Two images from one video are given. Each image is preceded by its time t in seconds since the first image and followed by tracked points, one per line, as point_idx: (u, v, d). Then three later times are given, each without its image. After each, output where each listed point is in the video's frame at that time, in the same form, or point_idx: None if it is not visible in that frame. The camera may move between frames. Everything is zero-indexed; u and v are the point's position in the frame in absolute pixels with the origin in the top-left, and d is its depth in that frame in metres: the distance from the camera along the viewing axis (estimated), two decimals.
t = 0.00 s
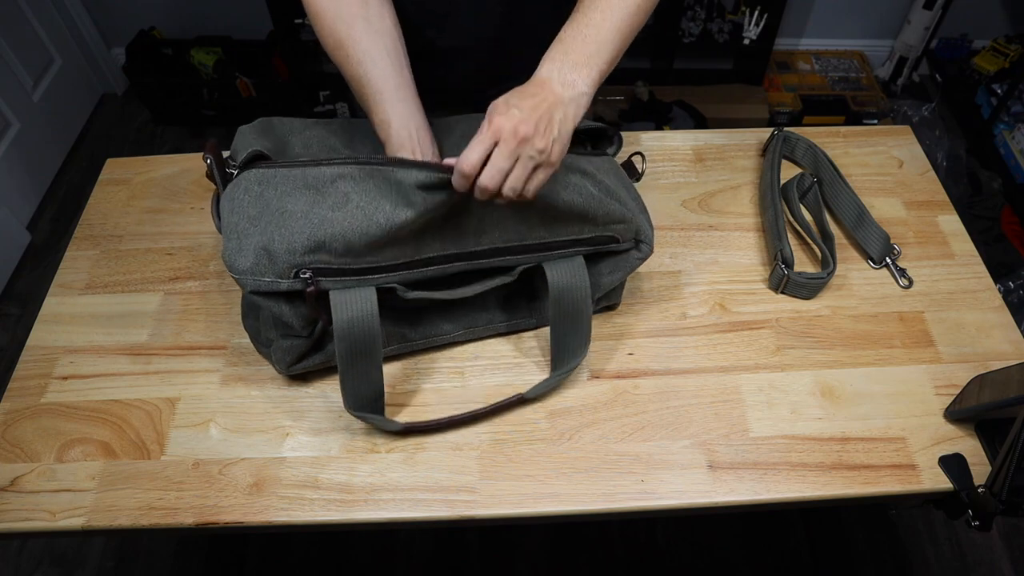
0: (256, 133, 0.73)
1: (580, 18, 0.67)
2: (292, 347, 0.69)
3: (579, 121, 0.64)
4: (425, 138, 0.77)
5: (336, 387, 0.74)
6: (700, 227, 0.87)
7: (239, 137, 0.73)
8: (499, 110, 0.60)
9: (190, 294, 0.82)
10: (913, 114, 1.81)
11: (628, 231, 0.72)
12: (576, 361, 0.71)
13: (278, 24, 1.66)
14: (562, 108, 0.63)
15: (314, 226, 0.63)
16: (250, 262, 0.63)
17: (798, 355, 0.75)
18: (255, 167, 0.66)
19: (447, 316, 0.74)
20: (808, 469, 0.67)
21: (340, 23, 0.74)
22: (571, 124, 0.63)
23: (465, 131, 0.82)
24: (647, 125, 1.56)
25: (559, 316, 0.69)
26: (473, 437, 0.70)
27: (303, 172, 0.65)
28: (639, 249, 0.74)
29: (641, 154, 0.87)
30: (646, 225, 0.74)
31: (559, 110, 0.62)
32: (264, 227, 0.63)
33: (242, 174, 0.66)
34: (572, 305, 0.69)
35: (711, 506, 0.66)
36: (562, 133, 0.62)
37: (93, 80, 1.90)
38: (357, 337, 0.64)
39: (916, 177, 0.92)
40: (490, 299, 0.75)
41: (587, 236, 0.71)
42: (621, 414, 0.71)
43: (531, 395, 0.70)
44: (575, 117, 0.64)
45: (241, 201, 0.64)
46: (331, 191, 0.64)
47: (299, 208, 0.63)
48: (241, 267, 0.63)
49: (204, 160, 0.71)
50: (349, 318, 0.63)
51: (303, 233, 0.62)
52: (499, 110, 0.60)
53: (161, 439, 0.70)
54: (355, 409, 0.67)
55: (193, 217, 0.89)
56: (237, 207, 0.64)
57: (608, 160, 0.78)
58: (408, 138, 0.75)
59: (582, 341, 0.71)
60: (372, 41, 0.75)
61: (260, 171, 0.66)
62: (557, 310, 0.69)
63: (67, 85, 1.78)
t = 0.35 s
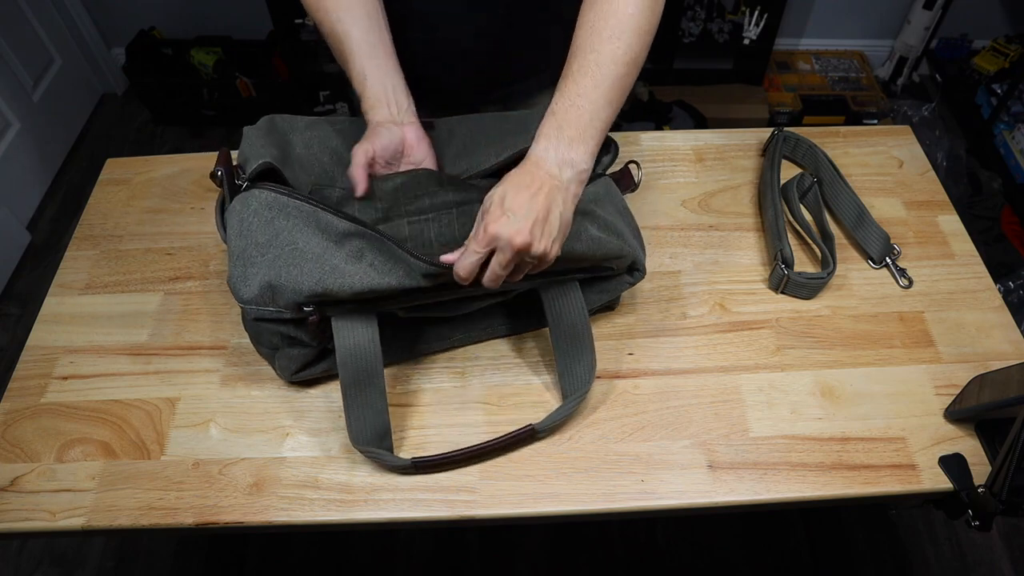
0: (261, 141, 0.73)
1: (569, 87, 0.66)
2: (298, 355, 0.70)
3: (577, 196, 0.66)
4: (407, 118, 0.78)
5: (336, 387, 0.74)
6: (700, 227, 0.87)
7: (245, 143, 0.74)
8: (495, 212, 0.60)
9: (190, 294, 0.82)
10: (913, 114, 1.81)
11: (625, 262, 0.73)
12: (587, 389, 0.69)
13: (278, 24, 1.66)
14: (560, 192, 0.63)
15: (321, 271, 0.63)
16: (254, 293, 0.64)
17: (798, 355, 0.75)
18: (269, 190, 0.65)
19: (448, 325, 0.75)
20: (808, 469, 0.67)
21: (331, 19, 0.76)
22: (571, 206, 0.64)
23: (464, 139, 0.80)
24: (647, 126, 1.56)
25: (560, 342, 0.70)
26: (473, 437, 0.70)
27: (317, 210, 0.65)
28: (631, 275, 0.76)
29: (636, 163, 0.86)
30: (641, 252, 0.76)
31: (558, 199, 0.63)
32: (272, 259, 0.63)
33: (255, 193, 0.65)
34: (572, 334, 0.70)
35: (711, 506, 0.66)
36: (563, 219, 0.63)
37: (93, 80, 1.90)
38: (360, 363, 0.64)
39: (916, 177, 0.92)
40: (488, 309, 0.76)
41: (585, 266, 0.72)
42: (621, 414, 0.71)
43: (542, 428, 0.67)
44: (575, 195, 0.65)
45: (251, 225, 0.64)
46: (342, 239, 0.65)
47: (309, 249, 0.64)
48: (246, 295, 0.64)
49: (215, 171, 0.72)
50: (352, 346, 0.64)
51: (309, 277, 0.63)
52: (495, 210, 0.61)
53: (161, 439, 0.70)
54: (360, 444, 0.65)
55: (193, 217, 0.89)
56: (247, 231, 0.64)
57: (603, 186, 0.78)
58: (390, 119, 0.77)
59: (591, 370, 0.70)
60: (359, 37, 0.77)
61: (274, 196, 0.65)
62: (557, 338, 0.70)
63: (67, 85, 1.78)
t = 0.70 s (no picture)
0: (263, 143, 0.73)
1: (564, 98, 0.65)
2: (299, 357, 0.70)
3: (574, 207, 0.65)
4: (366, 109, 0.79)
5: (336, 387, 0.74)
6: (700, 227, 0.87)
7: (246, 145, 0.73)
8: (490, 228, 0.60)
9: (190, 293, 0.82)
10: (912, 114, 1.81)
11: (624, 270, 0.73)
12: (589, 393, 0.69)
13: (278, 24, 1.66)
14: (556, 206, 0.63)
15: (325, 275, 0.63)
16: (257, 294, 0.64)
17: (798, 355, 0.75)
18: (271, 193, 0.65)
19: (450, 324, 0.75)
20: (808, 469, 0.67)
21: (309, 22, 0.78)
22: (568, 218, 0.64)
23: (464, 143, 0.81)
24: (647, 125, 1.56)
25: (560, 346, 0.70)
26: (473, 437, 0.70)
27: (319, 213, 0.64)
28: (630, 282, 0.76)
29: (637, 170, 0.86)
30: (639, 259, 0.76)
31: (553, 213, 0.62)
32: (275, 262, 0.63)
33: (257, 195, 0.65)
34: (572, 338, 0.70)
35: (711, 506, 0.66)
36: (560, 232, 0.63)
37: (93, 80, 1.90)
38: (360, 363, 0.65)
39: (916, 177, 0.92)
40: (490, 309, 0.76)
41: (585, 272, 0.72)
42: (621, 414, 0.71)
43: (543, 430, 0.67)
44: (572, 207, 0.65)
45: (253, 228, 0.64)
46: (345, 244, 0.64)
47: (312, 252, 0.63)
48: (248, 298, 0.64)
49: (216, 175, 0.72)
50: (353, 346, 0.65)
51: (313, 281, 0.63)
52: (490, 224, 0.61)
53: (161, 439, 0.70)
54: (359, 444, 0.65)
55: (193, 217, 0.89)
56: (250, 233, 0.64)
57: (604, 193, 0.78)
58: (348, 109, 0.78)
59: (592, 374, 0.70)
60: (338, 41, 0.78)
61: (276, 199, 0.65)
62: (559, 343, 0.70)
63: (67, 85, 1.78)
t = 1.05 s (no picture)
0: (263, 145, 0.73)
1: (559, 99, 0.63)
2: (299, 358, 0.70)
3: (571, 212, 0.64)
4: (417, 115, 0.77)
5: (336, 387, 0.74)
6: (700, 227, 0.87)
7: (246, 148, 0.74)
8: (483, 233, 0.60)
9: (190, 294, 0.82)
10: (912, 114, 1.81)
11: (625, 269, 0.73)
12: (588, 395, 0.69)
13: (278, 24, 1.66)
14: (552, 212, 0.62)
15: (324, 279, 0.63)
16: (255, 298, 0.63)
17: (798, 355, 0.75)
18: (268, 196, 0.65)
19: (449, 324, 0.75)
20: (808, 469, 0.67)
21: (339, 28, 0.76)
22: (564, 223, 0.63)
23: (464, 143, 0.81)
24: (647, 125, 1.56)
25: (559, 348, 0.70)
26: (473, 437, 0.70)
27: (318, 218, 0.65)
28: (630, 281, 0.76)
29: (638, 170, 0.86)
30: (639, 258, 0.76)
31: (549, 219, 0.61)
32: (274, 266, 0.63)
33: (254, 198, 0.65)
34: (571, 338, 0.70)
35: (711, 506, 0.66)
36: (555, 238, 0.62)
37: (93, 81, 1.90)
38: (361, 370, 0.65)
39: (916, 177, 0.92)
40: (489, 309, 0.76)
41: (585, 272, 0.72)
42: (621, 414, 0.71)
43: (544, 433, 0.67)
44: (569, 211, 0.63)
45: (251, 231, 0.64)
46: (345, 248, 0.65)
47: (312, 257, 0.64)
48: (247, 302, 0.64)
49: (214, 178, 0.71)
50: (354, 352, 0.65)
51: (312, 284, 0.63)
52: (483, 229, 0.60)
53: (161, 439, 0.70)
54: (360, 449, 0.65)
55: (193, 217, 0.89)
56: (248, 237, 0.64)
57: (604, 192, 0.78)
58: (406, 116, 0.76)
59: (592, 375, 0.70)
60: (378, 53, 0.76)
61: (274, 202, 0.65)
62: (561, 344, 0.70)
63: (67, 85, 1.78)
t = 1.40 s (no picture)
0: (270, 149, 0.72)
1: (561, 112, 0.63)
2: (305, 362, 0.70)
3: (576, 226, 0.64)
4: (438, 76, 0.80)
5: (336, 387, 0.74)
6: (700, 227, 0.87)
7: (252, 152, 0.73)
8: (490, 253, 0.60)
9: (190, 293, 0.82)
10: (913, 114, 1.81)
11: (626, 264, 0.73)
12: (594, 391, 0.69)
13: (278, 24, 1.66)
14: (558, 228, 0.62)
15: (330, 292, 0.63)
16: (261, 308, 0.64)
17: (798, 355, 0.75)
18: (275, 203, 0.65)
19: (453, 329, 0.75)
20: (808, 469, 0.67)
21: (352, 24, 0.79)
22: (569, 238, 0.63)
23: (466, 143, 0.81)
24: (647, 125, 1.56)
25: (563, 348, 0.70)
26: (473, 437, 0.70)
27: (325, 229, 0.65)
28: (632, 277, 0.76)
29: (638, 166, 0.85)
30: (641, 253, 0.75)
31: (554, 235, 0.62)
32: (280, 276, 0.64)
33: (261, 204, 0.65)
34: (575, 336, 0.71)
35: (711, 506, 0.66)
36: (561, 253, 0.63)
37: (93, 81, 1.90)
38: (368, 375, 0.66)
39: (916, 177, 0.92)
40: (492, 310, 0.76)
41: (585, 268, 0.72)
42: (621, 414, 0.71)
43: (552, 429, 0.67)
44: (574, 226, 0.64)
45: (257, 238, 0.64)
46: (351, 261, 0.65)
47: (318, 269, 0.64)
48: (253, 310, 0.64)
49: (221, 181, 0.70)
50: (359, 357, 0.66)
51: (318, 297, 0.63)
52: (490, 248, 0.60)
53: (161, 439, 0.70)
54: (370, 455, 0.64)
55: (194, 217, 0.89)
56: (254, 244, 0.64)
57: (604, 189, 0.78)
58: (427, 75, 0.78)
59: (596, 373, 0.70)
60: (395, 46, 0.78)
61: (280, 210, 0.64)
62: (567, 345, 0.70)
63: (67, 85, 1.78)
